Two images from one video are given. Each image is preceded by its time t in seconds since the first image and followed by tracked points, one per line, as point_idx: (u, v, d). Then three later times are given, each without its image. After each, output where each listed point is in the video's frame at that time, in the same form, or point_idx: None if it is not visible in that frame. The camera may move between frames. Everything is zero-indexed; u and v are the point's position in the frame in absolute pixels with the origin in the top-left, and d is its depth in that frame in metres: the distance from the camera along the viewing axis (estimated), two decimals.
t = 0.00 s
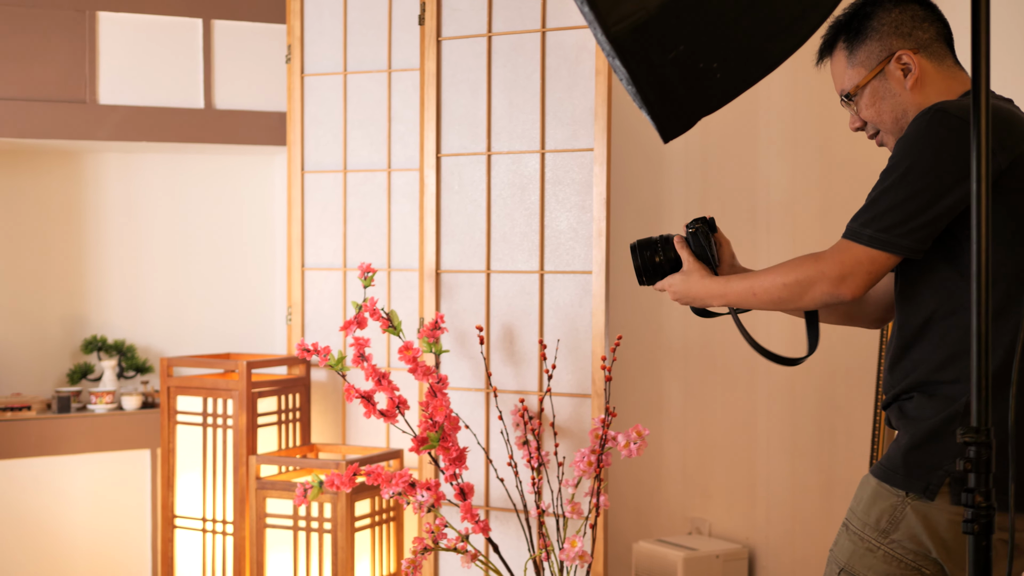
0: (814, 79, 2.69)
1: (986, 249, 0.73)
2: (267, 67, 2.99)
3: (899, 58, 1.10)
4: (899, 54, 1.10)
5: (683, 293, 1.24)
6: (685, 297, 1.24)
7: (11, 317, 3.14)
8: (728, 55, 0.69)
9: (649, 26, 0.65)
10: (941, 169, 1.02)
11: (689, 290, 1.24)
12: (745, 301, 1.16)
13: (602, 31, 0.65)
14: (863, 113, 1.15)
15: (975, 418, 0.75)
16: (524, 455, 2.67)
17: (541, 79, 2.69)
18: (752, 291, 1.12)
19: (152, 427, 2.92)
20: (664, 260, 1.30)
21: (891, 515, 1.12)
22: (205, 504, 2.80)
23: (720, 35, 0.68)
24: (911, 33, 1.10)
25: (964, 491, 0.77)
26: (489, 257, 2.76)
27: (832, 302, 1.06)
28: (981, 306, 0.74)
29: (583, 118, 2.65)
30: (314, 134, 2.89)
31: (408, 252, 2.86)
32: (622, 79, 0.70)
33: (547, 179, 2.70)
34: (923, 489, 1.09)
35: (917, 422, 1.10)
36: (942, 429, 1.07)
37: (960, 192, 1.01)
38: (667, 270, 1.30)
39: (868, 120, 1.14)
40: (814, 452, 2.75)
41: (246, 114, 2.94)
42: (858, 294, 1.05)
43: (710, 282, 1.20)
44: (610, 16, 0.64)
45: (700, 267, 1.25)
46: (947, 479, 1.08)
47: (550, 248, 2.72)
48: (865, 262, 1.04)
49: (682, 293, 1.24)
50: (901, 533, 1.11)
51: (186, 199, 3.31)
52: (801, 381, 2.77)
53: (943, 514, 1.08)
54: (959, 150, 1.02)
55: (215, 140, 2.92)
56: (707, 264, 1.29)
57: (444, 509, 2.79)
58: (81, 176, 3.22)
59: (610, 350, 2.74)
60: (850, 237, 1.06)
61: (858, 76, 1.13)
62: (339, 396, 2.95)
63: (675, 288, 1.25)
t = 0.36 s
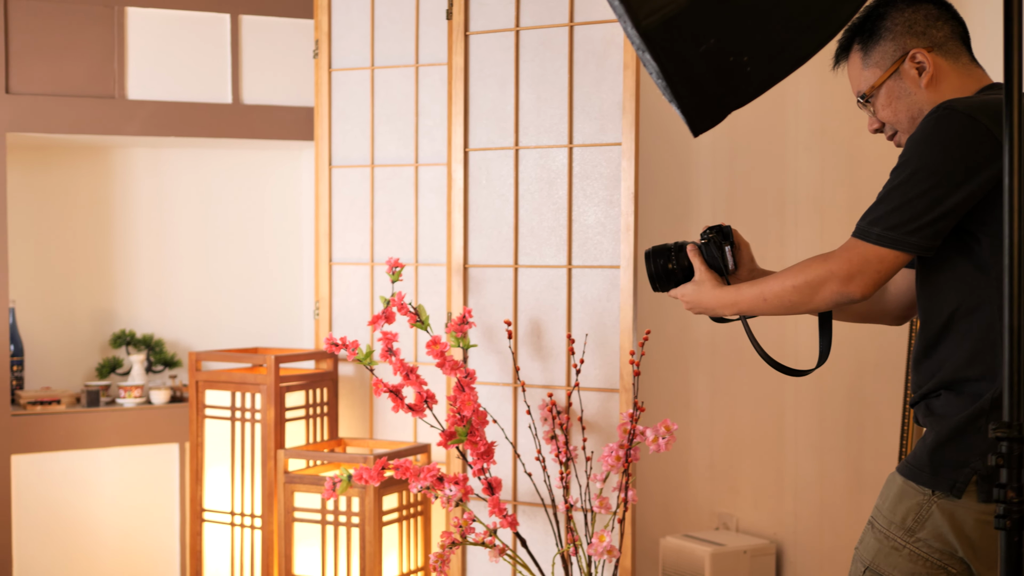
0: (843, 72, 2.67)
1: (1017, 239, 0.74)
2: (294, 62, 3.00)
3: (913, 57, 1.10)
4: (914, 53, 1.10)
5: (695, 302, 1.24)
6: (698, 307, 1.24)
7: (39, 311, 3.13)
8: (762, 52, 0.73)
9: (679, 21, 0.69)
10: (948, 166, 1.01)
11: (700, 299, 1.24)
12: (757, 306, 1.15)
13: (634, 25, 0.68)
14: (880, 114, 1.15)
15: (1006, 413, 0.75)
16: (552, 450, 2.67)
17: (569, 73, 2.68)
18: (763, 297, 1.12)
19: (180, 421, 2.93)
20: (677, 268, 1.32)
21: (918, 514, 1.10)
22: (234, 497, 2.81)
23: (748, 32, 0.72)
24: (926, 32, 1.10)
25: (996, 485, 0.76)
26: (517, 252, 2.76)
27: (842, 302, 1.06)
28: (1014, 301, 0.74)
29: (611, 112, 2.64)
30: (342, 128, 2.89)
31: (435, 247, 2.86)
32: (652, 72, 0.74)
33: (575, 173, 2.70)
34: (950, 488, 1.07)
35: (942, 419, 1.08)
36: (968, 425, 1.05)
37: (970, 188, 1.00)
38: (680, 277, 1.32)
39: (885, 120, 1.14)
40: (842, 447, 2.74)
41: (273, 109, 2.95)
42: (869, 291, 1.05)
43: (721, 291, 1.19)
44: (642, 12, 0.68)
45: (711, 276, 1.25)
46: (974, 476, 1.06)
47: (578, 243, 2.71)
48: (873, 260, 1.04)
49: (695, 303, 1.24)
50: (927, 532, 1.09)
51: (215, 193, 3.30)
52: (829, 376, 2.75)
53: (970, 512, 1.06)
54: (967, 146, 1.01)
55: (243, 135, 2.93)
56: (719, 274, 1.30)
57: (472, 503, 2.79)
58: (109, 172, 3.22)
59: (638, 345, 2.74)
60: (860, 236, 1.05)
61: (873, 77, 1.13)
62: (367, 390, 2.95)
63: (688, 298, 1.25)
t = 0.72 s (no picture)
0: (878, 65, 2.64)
1: None
2: (325, 58, 3.00)
3: (951, 47, 1.07)
4: (952, 43, 1.07)
5: (733, 295, 1.24)
6: (736, 301, 1.24)
7: (74, 307, 3.13)
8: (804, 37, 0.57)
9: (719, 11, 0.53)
10: (987, 163, 0.99)
11: (738, 294, 1.23)
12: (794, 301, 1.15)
13: (664, 18, 0.53)
14: (918, 105, 1.12)
15: None
16: (586, 445, 2.66)
17: (602, 68, 2.67)
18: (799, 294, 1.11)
19: (214, 416, 2.94)
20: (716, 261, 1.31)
21: (950, 509, 1.09)
22: (267, 492, 2.82)
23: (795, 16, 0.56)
24: (964, 21, 1.07)
25: None
26: (550, 247, 2.76)
27: (880, 299, 1.05)
28: None
29: (644, 107, 2.64)
30: (374, 124, 2.90)
31: (468, 242, 2.86)
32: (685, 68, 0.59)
33: (607, 168, 2.70)
34: (982, 484, 1.07)
35: (976, 416, 1.08)
36: (1003, 422, 1.04)
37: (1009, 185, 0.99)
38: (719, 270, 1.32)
39: (923, 111, 1.12)
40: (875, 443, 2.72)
41: (306, 105, 2.95)
42: (907, 289, 1.04)
43: (757, 287, 1.18)
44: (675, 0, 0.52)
45: (750, 271, 1.24)
46: (1006, 473, 1.05)
47: (611, 238, 2.71)
48: (911, 257, 1.03)
49: (733, 296, 1.24)
50: (960, 528, 1.09)
51: (247, 189, 3.29)
52: (862, 372, 2.74)
53: (1004, 509, 1.06)
54: (1006, 142, 0.99)
55: (275, 131, 2.94)
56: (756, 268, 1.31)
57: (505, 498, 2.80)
58: (143, 168, 3.21)
59: (671, 340, 2.74)
60: (896, 234, 1.04)
61: (910, 68, 1.10)
62: (399, 386, 2.95)
63: (726, 291, 1.25)
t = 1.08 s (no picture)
0: (902, 55, 2.63)
1: None
2: (347, 52, 3.01)
3: (998, 22, 1.02)
4: (999, 17, 1.02)
5: (775, 279, 1.21)
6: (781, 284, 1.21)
7: (99, 302, 3.15)
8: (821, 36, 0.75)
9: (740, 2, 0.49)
10: None
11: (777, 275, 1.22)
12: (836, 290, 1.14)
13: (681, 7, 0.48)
14: (967, 81, 1.08)
15: None
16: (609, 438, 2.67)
17: (625, 61, 2.67)
18: (844, 285, 1.11)
19: (238, 410, 2.96)
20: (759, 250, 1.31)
21: (960, 496, 1.09)
22: (291, 486, 2.83)
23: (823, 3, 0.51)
24: None
25: None
26: (573, 241, 2.76)
27: (925, 298, 1.06)
28: None
29: (667, 100, 2.63)
30: (397, 118, 2.90)
31: (491, 236, 2.86)
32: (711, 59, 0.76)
33: (630, 162, 2.69)
34: (986, 472, 1.06)
35: (989, 405, 1.07)
36: (1012, 412, 1.04)
37: None
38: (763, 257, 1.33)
39: (971, 88, 1.07)
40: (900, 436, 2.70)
41: (329, 99, 2.96)
42: (954, 288, 1.04)
43: (799, 271, 1.17)
44: None
45: (791, 251, 1.21)
46: (1011, 463, 1.04)
47: (634, 231, 2.71)
48: (960, 260, 1.02)
49: (776, 280, 1.21)
50: (967, 514, 1.08)
51: (270, 185, 3.30)
52: (887, 364, 2.73)
53: (1013, 497, 1.05)
54: None
55: (298, 126, 2.95)
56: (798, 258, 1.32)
57: (529, 491, 2.80)
58: (166, 164, 3.22)
59: (695, 333, 2.74)
60: (943, 235, 1.03)
61: (957, 43, 1.06)
62: (422, 379, 2.95)
63: (769, 275, 1.22)
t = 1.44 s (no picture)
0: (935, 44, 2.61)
1: None
2: (376, 46, 3.02)
3: None
4: None
5: (817, 261, 1.19)
6: (822, 266, 1.20)
7: (131, 295, 3.17)
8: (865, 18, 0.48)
9: None
10: None
11: (820, 256, 1.20)
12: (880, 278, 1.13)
13: None
14: (1016, 70, 1.01)
15: None
16: (641, 431, 2.67)
17: (655, 53, 2.66)
18: (892, 273, 1.10)
19: (270, 403, 2.98)
20: (800, 233, 1.27)
21: (991, 489, 1.08)
22: (323, 479, 2.84)
23: None
24: None
25: None
26: (604, 233, 2.75)
27: (974, 295, 1.05)
28: None
29: (698, 92, 2.62)
30: (427, 111, 2.91)
31: (522, 229, 2.87)
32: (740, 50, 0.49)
33: (661, 154, 2.69)
34: (1019, 465, 1.05)
35: None
36: None
37: None
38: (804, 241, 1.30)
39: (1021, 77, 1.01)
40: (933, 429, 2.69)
41: (359, 93, 2.97)
42: (1003, 288, 1.04)
43: (846, 252, 1.14)
44: None
45: (834, 234, 1.19)
46: None
47: (665, 224, 2.70)
48: (1013, 259, 1.01)
49: (818, 262, 1.19)
50: (999, 507, 1.06)
51: (299, 179, 3.31)
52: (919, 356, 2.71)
53: None
54: None
55: (328, 120, 2.96)
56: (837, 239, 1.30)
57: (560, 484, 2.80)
58: (198, 158, 3.23)
59: (727, 326, 2.74)
60: (996, 231, 1.02)
61: (1008, 29, 1.00)
62: (453, 372, 2.96)
63: (810, 257, 1.20)
